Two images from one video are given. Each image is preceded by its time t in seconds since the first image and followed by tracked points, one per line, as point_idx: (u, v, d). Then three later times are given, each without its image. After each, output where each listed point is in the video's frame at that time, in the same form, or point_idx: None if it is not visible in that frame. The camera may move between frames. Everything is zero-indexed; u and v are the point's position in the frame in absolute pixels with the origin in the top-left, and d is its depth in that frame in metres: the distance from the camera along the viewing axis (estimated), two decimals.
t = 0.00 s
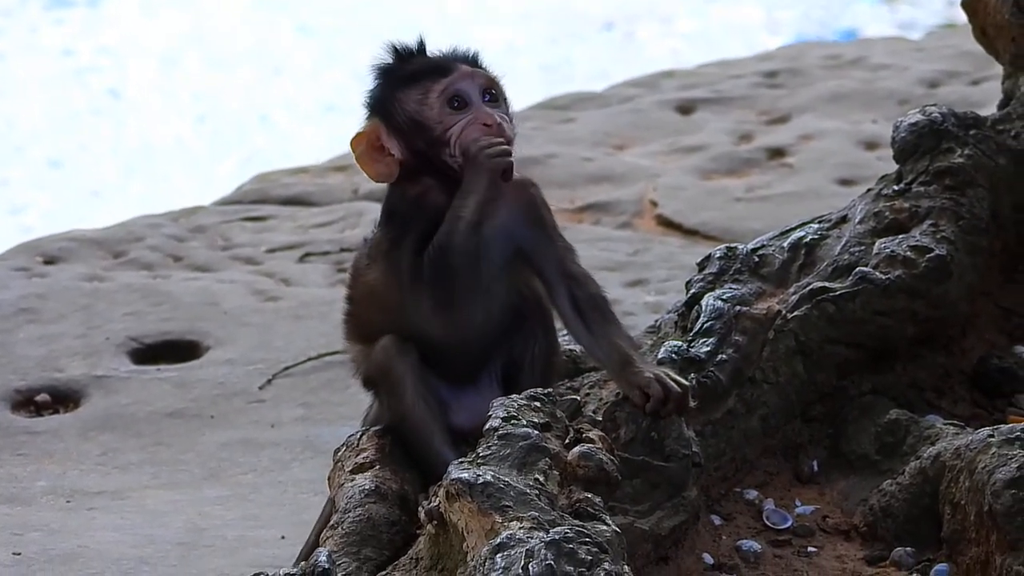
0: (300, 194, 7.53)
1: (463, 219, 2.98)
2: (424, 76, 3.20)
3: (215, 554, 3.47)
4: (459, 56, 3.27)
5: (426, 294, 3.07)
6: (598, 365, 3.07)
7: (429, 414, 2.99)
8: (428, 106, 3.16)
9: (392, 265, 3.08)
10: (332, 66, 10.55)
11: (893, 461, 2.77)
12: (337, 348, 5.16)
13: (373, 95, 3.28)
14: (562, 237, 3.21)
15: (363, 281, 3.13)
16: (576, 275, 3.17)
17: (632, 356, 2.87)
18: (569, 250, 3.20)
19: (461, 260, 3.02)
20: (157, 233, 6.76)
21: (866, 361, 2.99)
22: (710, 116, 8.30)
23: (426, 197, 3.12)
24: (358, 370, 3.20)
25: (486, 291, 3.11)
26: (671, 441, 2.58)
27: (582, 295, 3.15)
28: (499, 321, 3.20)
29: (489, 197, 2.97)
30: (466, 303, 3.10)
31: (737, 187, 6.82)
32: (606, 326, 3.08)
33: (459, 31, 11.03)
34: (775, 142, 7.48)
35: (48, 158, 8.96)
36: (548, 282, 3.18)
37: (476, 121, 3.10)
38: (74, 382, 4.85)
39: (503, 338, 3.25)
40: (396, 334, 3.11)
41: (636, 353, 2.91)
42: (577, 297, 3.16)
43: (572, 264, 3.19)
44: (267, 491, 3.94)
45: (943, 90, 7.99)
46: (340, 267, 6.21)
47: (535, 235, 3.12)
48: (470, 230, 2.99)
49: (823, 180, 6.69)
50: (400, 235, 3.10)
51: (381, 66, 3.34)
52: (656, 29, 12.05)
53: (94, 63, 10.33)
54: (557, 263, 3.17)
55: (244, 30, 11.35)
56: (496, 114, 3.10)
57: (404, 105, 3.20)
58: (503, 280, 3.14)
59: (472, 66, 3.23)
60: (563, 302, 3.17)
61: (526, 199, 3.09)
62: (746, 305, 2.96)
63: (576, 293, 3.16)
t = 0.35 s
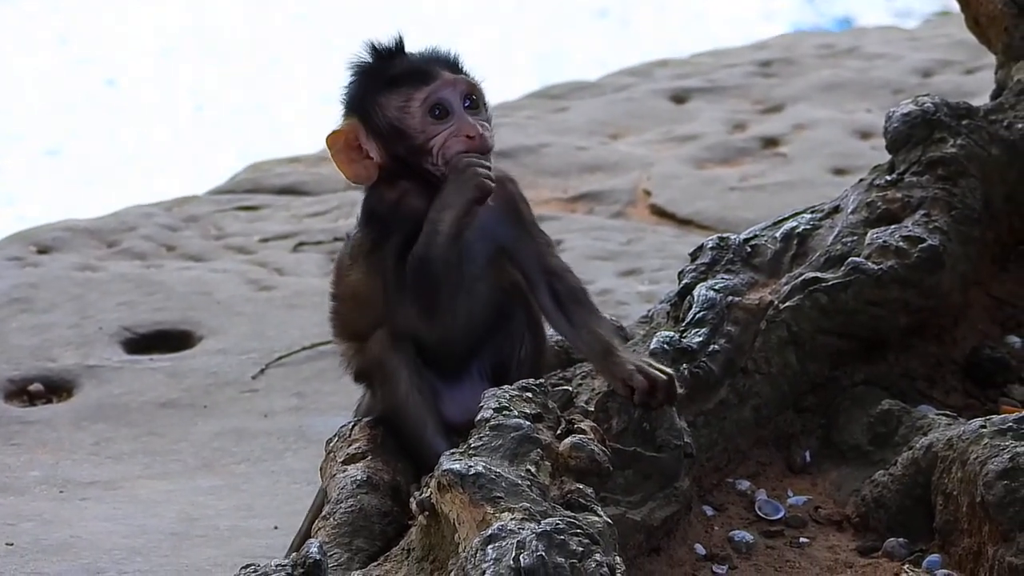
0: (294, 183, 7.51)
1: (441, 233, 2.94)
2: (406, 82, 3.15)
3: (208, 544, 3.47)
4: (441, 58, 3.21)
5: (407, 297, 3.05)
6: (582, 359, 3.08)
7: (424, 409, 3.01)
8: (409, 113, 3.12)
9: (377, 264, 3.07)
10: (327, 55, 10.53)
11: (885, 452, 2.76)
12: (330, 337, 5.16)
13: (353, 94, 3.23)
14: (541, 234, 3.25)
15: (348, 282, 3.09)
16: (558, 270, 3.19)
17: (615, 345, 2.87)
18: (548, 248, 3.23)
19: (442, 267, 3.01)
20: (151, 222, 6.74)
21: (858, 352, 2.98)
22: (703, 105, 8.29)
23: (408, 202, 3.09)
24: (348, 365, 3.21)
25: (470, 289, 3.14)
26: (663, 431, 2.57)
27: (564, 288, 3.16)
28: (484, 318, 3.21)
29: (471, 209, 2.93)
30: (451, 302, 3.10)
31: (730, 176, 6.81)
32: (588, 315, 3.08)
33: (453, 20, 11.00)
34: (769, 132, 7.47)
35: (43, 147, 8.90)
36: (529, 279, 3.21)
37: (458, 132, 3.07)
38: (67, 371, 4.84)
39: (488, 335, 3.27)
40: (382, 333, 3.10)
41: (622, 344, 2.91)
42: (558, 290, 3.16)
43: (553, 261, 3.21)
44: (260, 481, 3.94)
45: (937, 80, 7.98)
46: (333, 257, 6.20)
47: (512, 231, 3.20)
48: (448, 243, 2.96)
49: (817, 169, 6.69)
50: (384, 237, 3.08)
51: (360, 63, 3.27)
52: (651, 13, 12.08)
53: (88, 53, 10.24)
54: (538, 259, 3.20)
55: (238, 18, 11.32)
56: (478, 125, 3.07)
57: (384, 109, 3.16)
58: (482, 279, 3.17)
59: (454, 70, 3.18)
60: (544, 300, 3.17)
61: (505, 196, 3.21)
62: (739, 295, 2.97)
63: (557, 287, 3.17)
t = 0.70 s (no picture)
0: (285, 177, 7.50)
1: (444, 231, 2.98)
2: (427, 80, 3.09)
3: (199, 539, 3.46)
4: (465, 55, 3.14)
5: (410, 291, 3.07)
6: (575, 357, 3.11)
7: (423, 403, 3.02)
8: (425, 112, 3.08)
9: (382, 256, 3.08)
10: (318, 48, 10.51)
11: (875, 446, 2.75)
12: (320, 332, 5.15)
13: (375, 80, 3.18)
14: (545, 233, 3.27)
15: (353, 269, 3.10)
16: (557, 272, 3.22)
17: (608, 344, 2.87)
18: (550, 247, 3.26)
19: (446, 266, 3.06)
20: (142, 217, 6.73)
21: (848, 346, 2.98)
22: (694, 98, 8.28)
23: (418, 195, 3.10)
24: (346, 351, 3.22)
25: (473, 285, 3.17)
26: (653, 426, 2.56)
27: (559, 291, 3.20)
28: (485, 314, 3.24)
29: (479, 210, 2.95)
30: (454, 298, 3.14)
31: (721, 169, 6.81)
32: (580, 313, 3.13)
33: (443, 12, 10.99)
34: (760, 125, 7.47)
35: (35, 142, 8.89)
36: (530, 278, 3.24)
37: (472, 137, 3.03)
38: (58, 366, 4.82)
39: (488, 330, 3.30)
40: (385, 323, 3.11)
41: (612, 341, 2.92)
42: (554, 292, 3.20)
43: (554, 262, 3.24)
44: (250, 476, 3.93)
45: (927, 73, 7.99)
46: (324, 251, 6.19)
47: (520, 230, 3.21)
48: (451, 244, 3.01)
49: (807, 163, 6.69)
50: (390, 227, 3.09)
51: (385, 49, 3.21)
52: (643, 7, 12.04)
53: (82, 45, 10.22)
54: (540, 259, 3.23)
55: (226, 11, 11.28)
56: (493, 132, 3.03)
57: (401, 103, 3.12)
58: (486, 277, 3.19)
59: (477, 69, 3.11)
60: (541, 299, 3.22)
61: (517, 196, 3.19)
62: (729, 290, 2.98)
63: (553, 289, 3.21)
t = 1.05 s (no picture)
0: (282, 182, 7.49)
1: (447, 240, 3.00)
2: (437, 89, 3.06)
3: (196, 545, 3.46)
4: (478, 62, 3.09)
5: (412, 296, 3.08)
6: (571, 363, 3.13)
7: (422, 411, 3.03)
8: (434, 123, 3.06)
9: (383, 261, 3.08)
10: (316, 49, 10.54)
11: (871, 454, 2.75)
12: (317, 337, 5.15)
13: (386, 83, 3.16)
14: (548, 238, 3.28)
15: (354, 272, 3.08)
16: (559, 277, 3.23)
17: (604, 352, 2.87)
18: (553, 253, 3.26)
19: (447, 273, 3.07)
20: (138, 221, 6.73)
21: (845, 354, 2.98)
22: (691, 104, 8.29)
23: (422, 201, 3.13)
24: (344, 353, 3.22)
25: (474, 288, 3.20)
26: (649, 433, 2.56)
27: (560, 296, 3.20)
28: (487, 317, 3.27)
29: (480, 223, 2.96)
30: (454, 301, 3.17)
31: (718, 176, 6.81)
32: (577, 317, 3.13)
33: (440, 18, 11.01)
34: (756, 131, 7.47)
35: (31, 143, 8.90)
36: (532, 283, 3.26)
37: (479, 151, 3.02)
38: (53, 371, 4.82)
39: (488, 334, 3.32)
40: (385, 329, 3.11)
41: (608, 349, 2.92)
42: (554, 296, 3.20)
43: (556, 268, 3.24)
44: (247, 482, 3.92)
45: (924, 79, 8.00)
46: (321, 256, 6.19)
47: (522, 232, 3.23)
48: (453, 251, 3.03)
49: (804, 169, 6.69)
50: (392, 230, 3.10)
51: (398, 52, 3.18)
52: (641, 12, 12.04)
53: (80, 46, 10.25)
54: (542, 264, 3.24)
55: (223, 12, 11.27)
56: (500, 146, 3.02)
57: (410, 110, 3.10)
58: (488, 281, 3.23)
59: (487, 80, 3.08)
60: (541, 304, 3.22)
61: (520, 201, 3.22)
62: (725, 297, 2.99)
63: (554, 293, 3.21)
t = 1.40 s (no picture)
0: (283, 210, 7.52)
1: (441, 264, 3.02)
2: (429, 111, 3.12)
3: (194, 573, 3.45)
4: (467, 83, 3.17)
5: (405, 319, 3.10)
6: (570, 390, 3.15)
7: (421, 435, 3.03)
8: (428, 145, 3.11)
9: (379, 285, 3.11)
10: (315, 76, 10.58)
11: (871, 483, 2.76)
12: (317, 365, 5.16)
13: (377, 109, 3.23)
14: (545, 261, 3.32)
15: (353, 298, 3.12)
16: (557, 300, 3.26)
17: (603, 381, 2.87)
18: (550, 275, 3.30)
19: (443, 296, 3.10)
20: (139, 250, 6.75)
21: (845, 382, 2.99)
22: (691, 133, 8.33)
23: (417, 226, 3.16)
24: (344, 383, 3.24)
25: (470, 312, 3.22)
26: (649, 462, 2.57)
27: (561, 320, 3.22)
28: (485, 342, 3.29)
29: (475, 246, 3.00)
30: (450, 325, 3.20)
31: (717, 205, 6.84)
32: (581, 349, 3.15)
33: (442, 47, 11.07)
34: (756, 160, 7.51)
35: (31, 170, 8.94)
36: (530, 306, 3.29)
37: (475, 170, 3.07)
38: (53, 399, 4.82)
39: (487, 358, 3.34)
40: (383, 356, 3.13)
41: (606, 377, 2.92)
42: (554, 322, 3.22)
43: (553, 291, 3.28)
44: (246, 510, 3.92)
45: (922, 109, 8.04)
46: (320, 285, 6.21)
47: (519, 257, 3.26)
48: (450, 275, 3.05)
49: (803, 198, 6.72)
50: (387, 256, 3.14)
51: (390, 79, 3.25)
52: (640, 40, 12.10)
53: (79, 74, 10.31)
54: (540, 286, 3.28)
55: (223, 40, 11.34)
56: (495, 163, 3.07)
57: (405, 135, 3.15)
58: (485, 304, 3.26)
59: (477, 99, 3.15)
60: (540, 328, 3.25)
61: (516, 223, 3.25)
62: (725, 327, 3.00)
63: (553, 318, 3.23)
